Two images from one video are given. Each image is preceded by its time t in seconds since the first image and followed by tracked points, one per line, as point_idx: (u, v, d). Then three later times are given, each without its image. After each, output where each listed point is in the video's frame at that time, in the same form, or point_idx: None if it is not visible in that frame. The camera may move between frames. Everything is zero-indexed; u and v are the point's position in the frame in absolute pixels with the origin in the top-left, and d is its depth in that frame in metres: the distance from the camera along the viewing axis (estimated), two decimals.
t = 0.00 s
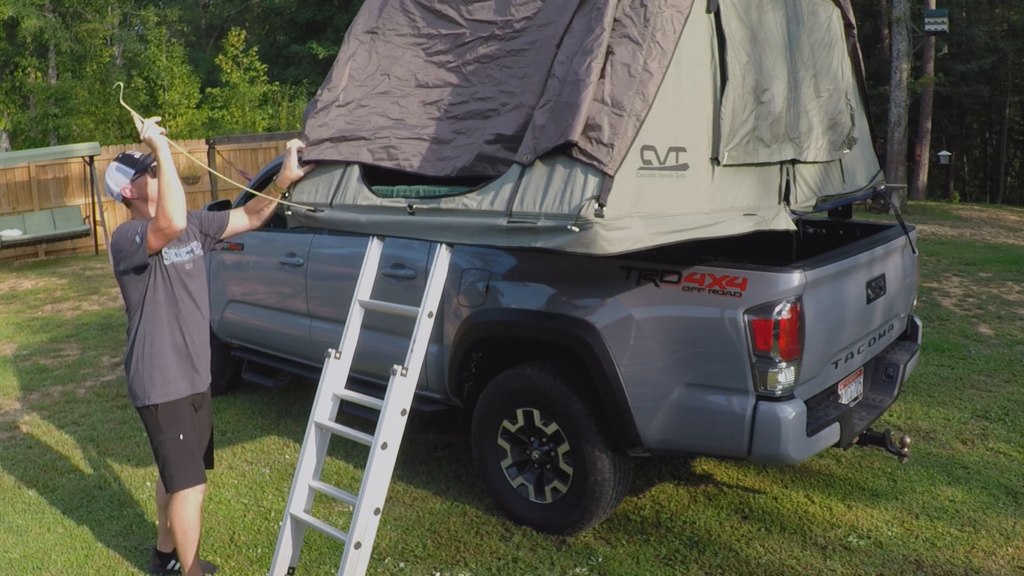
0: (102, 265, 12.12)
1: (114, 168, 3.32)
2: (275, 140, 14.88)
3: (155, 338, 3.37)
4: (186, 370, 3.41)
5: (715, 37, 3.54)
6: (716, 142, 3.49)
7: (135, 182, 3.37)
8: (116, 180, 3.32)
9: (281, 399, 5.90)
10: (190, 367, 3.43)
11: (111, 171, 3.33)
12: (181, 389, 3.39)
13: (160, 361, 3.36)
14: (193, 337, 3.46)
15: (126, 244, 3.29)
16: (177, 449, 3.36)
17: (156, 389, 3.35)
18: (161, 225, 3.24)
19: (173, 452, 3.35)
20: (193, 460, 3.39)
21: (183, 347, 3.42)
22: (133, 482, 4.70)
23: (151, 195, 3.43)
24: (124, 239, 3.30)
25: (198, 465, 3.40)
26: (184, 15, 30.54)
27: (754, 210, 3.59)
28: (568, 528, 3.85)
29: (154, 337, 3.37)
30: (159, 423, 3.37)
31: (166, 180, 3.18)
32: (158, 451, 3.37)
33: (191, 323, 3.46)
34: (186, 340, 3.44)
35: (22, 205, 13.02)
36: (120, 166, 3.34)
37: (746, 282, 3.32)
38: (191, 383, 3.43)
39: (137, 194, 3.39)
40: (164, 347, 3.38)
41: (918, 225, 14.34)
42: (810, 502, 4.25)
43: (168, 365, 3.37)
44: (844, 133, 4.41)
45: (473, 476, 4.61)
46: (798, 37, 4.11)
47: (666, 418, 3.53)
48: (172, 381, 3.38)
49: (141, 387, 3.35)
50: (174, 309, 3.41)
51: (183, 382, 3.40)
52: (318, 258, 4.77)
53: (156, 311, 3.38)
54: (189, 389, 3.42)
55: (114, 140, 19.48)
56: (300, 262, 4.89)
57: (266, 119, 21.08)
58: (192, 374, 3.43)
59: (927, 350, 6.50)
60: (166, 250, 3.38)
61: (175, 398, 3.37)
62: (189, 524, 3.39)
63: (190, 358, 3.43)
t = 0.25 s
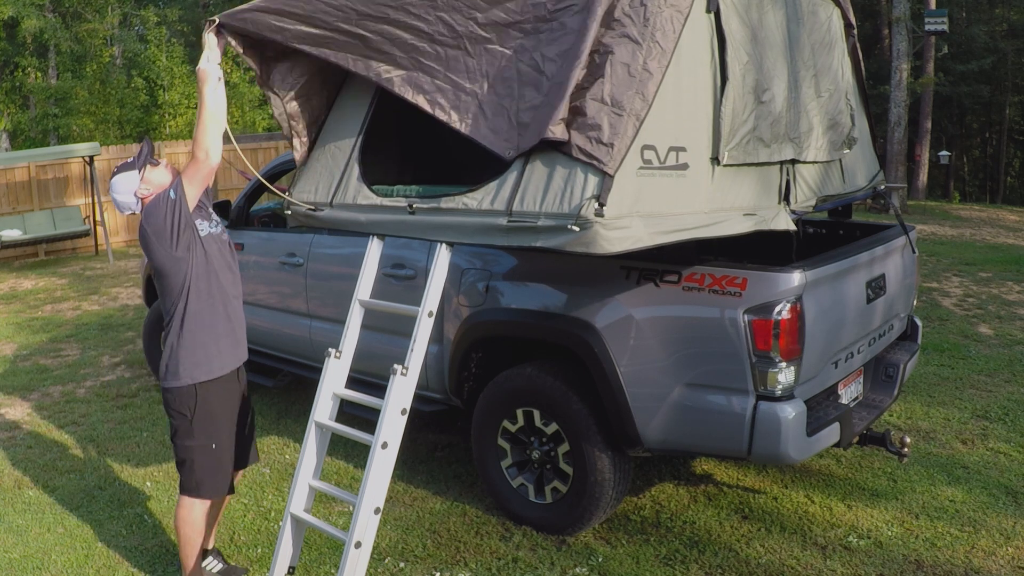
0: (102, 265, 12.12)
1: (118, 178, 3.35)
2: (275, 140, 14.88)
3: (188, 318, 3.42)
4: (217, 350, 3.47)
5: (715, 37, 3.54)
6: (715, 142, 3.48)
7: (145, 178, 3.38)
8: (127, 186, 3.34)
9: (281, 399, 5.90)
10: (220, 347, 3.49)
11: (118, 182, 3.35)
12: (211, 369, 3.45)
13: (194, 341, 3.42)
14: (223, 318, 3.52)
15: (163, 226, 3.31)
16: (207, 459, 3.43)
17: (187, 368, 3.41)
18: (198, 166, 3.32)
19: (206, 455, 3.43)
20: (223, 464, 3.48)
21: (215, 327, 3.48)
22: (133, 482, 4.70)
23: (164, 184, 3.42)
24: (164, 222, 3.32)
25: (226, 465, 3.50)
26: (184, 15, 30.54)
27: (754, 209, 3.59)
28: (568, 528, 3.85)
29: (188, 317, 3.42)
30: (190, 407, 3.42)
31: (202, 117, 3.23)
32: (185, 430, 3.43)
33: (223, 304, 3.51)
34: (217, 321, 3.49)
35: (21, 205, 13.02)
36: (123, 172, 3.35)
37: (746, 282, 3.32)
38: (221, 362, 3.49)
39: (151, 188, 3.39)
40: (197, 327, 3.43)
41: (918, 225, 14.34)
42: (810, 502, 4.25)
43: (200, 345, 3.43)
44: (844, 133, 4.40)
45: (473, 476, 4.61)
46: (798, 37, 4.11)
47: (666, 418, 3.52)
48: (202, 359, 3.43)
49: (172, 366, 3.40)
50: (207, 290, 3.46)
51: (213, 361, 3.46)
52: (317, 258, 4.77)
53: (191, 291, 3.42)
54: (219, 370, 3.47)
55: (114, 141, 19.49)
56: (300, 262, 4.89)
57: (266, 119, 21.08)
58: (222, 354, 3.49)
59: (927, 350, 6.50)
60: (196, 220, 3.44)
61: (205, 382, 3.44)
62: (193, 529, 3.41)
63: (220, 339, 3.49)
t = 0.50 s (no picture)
0: (102, 265, 12.12)
1: (131, 175, 3.29)
2: (274, 140, 14.87)
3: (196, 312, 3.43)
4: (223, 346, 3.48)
5: (715, 37, 3.54)
6: (715, 142, 3.49)
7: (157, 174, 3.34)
8: (141, 183, 3.29)
9: (281, 399, 5.90)
10: (227, 343, 3.50)
11: (130, 177, 3.30)
12: (217, 364, 3.46)
13: (201, 335, 3.43)
14: (231, 314, 3.52)
15: (174, 225, 3.30)
16: (208, 450, 3.45)
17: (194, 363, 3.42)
18: (206, 167, 3.31)
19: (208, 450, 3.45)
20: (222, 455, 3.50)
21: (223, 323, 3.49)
22: (133, 482, 4.70)
23: (177, 179, 3.40)
24: (174, 221, 3.30)
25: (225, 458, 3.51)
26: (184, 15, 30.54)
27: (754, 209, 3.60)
28: (568, 528, 3.85)
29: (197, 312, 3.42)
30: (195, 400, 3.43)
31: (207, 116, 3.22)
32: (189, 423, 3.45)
33: (231, 300, 3.52)
34: (225, 317, 3.50)
35: (21, 206, 13.01)
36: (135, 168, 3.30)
37: (746, 282, 3.32)
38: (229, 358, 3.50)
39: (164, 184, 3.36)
40: (205, 322, 3.44)
41: (918, 225, 14.34)
42: (810, 502, 4.25)
43: (208, 340, 3.44)
44: (844, 133, 4.40)
45: (473, 476, 4.61)
46: (798, 37, 4.11)
47: (666, 418, 3.52)
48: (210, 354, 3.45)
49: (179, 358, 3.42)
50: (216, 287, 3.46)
51: (219, 357, 3.47)
52: (317, 258, 4.77)
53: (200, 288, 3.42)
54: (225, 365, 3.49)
55: (114, 141, 19.49)
56: (300, 262, 4.89)
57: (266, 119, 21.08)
58: (229, 350, 3.50)
59: (927, 350, 6.50)
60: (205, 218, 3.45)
61: (211, 376, 3.44)
62: (197, 525, 3.44)
63: (228, 334, 3.50)
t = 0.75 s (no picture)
0: (102, 265, 12.12)
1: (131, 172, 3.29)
2: (274, 140, 14.87)
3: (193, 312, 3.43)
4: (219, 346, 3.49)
5: (715, 37, 3.54)
6: (716, 142, 3.48)
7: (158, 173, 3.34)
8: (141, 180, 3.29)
9: (281, 399, 5.90)
10: (224, 342, 3.50)
11: (130, 176, 3.29)
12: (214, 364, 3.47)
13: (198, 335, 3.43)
14: (227, 315, 3.52)
15: (173, 226, 3.30)
16: (204, 449, 3.44)
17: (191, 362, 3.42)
18: (205, 168, 3.31)
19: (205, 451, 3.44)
20: (220, 454, 3.49)
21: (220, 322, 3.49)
22: (133, 482, 4.70)
23: (176, 178, 3.41)
24: (174, 221, 3.30)
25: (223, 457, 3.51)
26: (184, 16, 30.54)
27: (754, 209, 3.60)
28: (568, 528, 3.85)
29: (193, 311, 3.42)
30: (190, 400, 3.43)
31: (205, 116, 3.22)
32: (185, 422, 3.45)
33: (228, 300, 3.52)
34: (222, 317, 3.50)
35: (21, 206, 13.01)
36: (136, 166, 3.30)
37: (746, 282, 3.32)
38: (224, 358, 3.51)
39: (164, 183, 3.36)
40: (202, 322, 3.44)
41: (917, 225, 14.33)
42: (810, 502, 4.24)
43: (205, 339, 3.44)
44: (844, 133, 4.40)
45: (473, 476, 4.61)
46: (798, 38, 4.11)
47: (666, 418, 3.52)
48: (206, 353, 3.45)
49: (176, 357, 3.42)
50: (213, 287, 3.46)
51: (216, 357, 3.47)
52: (317, 258, 4.77)
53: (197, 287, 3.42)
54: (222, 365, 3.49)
55: (114, 141, 19.48)
56: (300, 262, 4.89)
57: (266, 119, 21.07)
58: (226, 350, 3.50)
59: (927, 350, 6.50)
60: (204, 218, 3.45)
61: (206, 377, 3.44)
62: (195, 525, 3.45)
63: (225, 334, 3.51)
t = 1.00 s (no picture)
0: (102, 265, 12.11)
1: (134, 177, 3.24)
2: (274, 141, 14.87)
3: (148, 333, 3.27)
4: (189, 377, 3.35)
5: (715, 37, 3.54)
6: (715, 142, 3.48)
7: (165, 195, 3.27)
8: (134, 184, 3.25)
9: (281, 399, 5.90)
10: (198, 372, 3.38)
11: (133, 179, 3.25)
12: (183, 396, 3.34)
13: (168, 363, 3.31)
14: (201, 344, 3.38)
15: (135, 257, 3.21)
16: (185, 456, 3.30)
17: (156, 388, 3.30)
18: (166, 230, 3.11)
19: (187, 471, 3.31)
20: (199, 468, 3.32)
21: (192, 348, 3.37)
22: (133, 482, 4.70)
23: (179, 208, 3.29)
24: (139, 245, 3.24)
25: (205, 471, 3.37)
26: (184, 15, 30.53)
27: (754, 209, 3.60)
28: (568, 528, 3.85)
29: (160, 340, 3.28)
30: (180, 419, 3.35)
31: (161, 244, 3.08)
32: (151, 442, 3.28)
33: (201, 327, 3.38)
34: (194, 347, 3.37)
35: (22, 205, 13.01)
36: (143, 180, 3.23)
37: (746, 282, 3.32)
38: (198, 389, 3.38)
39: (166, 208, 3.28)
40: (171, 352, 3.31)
41: (918, 225, 14.33)
42: (810, 502, 4.24)
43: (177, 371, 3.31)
44: (844, 133, 4.40)
45: (473, 476, 4.61)
46: (798, 37, 4.11)
47: (666, 418, 3.52)
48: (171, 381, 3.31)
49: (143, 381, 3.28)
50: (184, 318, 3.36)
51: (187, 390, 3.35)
52: (317, 258, 4.77)
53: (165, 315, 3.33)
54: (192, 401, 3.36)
55: (114, 140, 19.48)
56: (300, 262, 4.89)
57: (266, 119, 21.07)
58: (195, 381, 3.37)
59: (927, 350, 6.50)
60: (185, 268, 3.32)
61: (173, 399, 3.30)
62: (186, 539, 3.30)
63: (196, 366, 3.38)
